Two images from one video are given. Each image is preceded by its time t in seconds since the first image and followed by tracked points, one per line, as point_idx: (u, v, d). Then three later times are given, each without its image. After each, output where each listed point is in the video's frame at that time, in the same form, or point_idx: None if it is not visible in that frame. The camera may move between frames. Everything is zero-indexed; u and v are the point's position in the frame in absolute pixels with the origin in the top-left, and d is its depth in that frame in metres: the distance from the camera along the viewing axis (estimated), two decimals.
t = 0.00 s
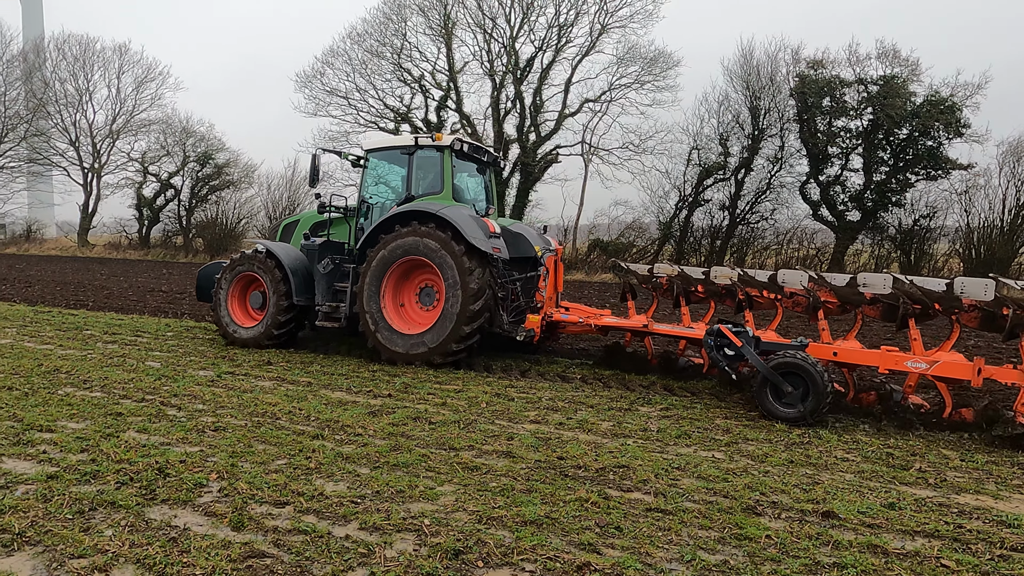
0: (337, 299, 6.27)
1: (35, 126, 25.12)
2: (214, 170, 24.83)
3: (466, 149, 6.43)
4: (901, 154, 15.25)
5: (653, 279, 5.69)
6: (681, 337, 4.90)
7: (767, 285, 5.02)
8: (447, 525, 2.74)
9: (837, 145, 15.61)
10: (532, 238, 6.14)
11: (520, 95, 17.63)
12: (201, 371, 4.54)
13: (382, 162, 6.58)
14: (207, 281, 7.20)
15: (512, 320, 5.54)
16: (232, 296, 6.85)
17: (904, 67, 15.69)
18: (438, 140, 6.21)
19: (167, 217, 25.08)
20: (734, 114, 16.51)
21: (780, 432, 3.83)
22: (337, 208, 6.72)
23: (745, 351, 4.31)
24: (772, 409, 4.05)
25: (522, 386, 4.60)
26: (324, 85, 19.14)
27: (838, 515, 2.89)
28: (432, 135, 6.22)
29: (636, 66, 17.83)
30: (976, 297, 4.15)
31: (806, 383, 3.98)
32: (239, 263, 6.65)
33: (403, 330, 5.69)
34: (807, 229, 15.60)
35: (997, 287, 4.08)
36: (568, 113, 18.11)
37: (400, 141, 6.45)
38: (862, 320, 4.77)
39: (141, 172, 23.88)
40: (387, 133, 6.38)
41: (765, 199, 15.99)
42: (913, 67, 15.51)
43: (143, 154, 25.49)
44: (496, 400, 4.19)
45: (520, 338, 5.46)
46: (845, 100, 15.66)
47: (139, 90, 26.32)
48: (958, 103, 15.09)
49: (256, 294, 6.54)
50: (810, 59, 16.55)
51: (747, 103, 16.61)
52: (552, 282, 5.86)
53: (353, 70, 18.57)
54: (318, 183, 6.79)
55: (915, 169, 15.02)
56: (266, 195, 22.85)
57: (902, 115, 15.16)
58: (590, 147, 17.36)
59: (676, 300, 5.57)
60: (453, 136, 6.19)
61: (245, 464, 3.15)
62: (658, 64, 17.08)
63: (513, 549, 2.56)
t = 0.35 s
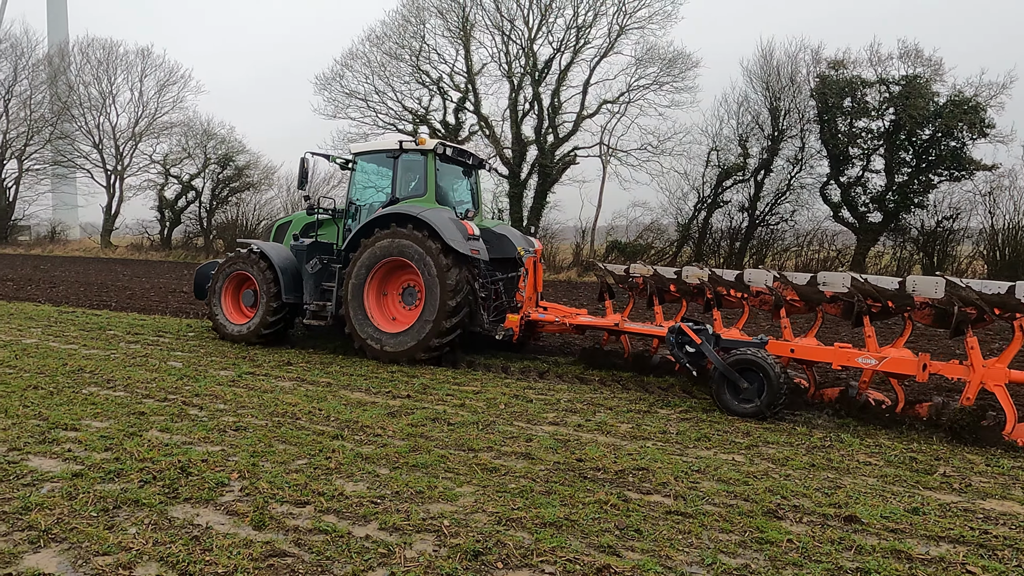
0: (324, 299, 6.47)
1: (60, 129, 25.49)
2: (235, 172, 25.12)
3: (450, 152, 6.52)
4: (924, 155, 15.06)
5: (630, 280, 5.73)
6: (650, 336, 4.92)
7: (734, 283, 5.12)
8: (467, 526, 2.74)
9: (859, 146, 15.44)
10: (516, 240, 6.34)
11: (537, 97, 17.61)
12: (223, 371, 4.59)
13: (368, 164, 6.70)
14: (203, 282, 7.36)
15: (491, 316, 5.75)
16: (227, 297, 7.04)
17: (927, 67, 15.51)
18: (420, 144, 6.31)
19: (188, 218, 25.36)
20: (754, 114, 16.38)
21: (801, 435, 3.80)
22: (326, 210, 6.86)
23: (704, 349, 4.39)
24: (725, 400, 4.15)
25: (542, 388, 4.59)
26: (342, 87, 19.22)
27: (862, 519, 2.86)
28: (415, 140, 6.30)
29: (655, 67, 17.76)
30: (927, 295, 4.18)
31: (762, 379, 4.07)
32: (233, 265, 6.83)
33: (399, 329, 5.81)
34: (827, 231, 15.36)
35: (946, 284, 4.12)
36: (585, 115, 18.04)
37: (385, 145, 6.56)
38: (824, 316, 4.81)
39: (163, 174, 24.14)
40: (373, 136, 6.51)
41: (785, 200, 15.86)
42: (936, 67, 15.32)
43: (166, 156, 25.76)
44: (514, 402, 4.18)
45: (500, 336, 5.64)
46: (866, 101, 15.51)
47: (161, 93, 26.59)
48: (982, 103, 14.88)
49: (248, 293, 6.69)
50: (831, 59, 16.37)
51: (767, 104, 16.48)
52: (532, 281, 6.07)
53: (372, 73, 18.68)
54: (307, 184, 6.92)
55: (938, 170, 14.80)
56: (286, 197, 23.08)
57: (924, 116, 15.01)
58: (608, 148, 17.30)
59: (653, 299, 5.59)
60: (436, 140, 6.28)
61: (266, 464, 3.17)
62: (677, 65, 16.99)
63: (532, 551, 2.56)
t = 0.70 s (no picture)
0: (316, 297, 6.64)
1: (85, 131, 25.83)
2: (256, 174, 25.37)
3: (437, 155, 6.70)
4: (947, 156, 14.70)
5: (608, 280, 5.85)
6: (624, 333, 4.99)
7: (705, 283, 5.12)
8: (488, 527, 2.75)
9: (881, 146, 15.17)
10: (502, 239, 6.58)
11: (556, 98, 17.57)
12: (245, 371, 4.63)
13: (360, 167, 6.91)
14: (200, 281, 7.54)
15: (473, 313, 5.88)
16: (224, 295, 7.23)
17: (951, 67, 15.28)
18: (408, 147, 6.50)
19: (209, 219, 25.63)
20: (775, 115, 16.25)
21: (823, 439, 3.76)
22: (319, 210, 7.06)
23: (668, 346, 4.43)
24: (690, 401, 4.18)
25: (562, 390, 4.59)
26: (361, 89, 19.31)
27: (885, 524, 2.82)
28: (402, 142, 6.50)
29: (675, 69, 17.66)
30: (884, 295, 4.21)
31: (722, 375, 4.12)
32: (228, 265, 7.02)
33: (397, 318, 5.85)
34: (849, 233, 15.35)
35: (901, 283, 4.15)
36: (604, 116, 17.96)
37: (375, 148, 6.77)
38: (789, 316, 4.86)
39: (184, 175, 24.38)
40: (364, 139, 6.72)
41: (806, 201, 15.71)
42: (961, 67, 15.08)
43: (188, 158, 26.00)
44: (534, 403, 4.18)
45: (482, 334, 5.77)
46: (889, 101, 15.29)
47: (184, 96, 26.84)
48: (1008, 103, 14.57)
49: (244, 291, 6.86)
50: (854, 59, 16.13)
51: (788, 104, 16.33)
52: (516, 280, 5.88)
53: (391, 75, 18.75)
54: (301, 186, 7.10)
55: (962, 171, 14.44)
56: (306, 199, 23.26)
57: (948, 116, 14.65)
58: (626, 149, 17.24)
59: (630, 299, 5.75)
60: (423, 142, 6.47)
61: (288, 463, 3.19)
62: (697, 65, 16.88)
63: (554, 553, 2.56)
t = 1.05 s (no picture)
0: (308, 295, 6.77)
1: (109, 134, 26.18)
2: (276, 175, 25.57)
3: (426, 158, 6.79)
4: (972, 156, 14.26)
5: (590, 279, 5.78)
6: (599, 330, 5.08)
7: (678, 282, 5.22)
8: (509, 529, 2.74)
9: (904, 147, 14.86)
10: (489, 241, 6.64)
11: (575, 99, 17.53)
12: (266, 371, 4.67)
13: (351, 170, 7.03)
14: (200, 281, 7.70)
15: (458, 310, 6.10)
16: (221, 294, 7.38)
17: (976, 67, 15.01)
18: (397, 151, 6.60)
19: (230, 220, 25.87)
20: (796, 115, 16.12)
21: (846, 442, 3.72)
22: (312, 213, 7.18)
23: (637, 341, 4.59)
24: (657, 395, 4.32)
25: (581, 391, 4.59)
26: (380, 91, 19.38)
27: (911, 529, 2.79)
28: (391, 146, 6.60)
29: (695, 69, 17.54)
30: (843, 292, 4.36)
31: (686, 367, 4.28)
32: (226, 264, 7.17)
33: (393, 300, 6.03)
34: (871, 234, 15.14)
35: (859, 281, 4.28)
36: (623, 117, 17.86)
37: (366, 151, 6.88)
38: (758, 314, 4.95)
39: (206, 177, 24.62)
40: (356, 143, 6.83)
41: (827, 203, 15.56)
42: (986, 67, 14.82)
43: (209, 160, 26.25)
44: (554, 405, 4.17)
45: (466, 330, 5.89)
46: (912, 101, 14.88)
47: (206, 98, 27.04)
48: None
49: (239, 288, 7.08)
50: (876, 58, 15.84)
51: (808, 105, 16.16)
52: (501, 280, 5.98)
53: (410, 77, 18.82)
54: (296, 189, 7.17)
55: (987, 172, 14.01)
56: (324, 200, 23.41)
57: (973, 116, 14.14)
58: (645, 150, 17.17)
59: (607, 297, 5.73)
60: (411, 146, 6.56)
61: (310, 463, 3.21)
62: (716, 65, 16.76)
63: (575, 555, 2.55)
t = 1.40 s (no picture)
0: (303, 293, 7.00)
1: (134, 136, 26.55)
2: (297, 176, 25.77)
3: (417, 160, 6.90)
4: (999, 156, 13.98)
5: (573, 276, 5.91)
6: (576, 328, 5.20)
7: (655, 281, 5.35)
8: (530, 530, 2.74)
9: (928, 147, 14.62)
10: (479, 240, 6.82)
11: (594, 100, 17.48)
12: (288, 371, 4.71)
13: (344, 172, 7.15)
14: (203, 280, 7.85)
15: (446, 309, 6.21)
16: (222, 294, 7.58)
17: (1003, 65, 14.73)
18: (388, 153, 6.71)
19: (251, 221, 26.14)
20: (817, 115, 15.96)
21: (870, 445, 3.68)
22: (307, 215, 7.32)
23: (607, 338, 4.76)
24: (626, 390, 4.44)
25: (600, 392, 4.59)
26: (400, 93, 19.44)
27: (938, 534, 2.75)
28: (382, 149, 6.71)
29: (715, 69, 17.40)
30: (804, 291, 4.49)
31: (651, 363, 4.46)
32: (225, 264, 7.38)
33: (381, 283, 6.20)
34: (894, 235, 14.91)
35: (820, 280, 4.41)
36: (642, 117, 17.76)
37: (359, 154, 6.99)
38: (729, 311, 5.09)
39: (228, 179, 24.87)
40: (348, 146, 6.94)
41: (850, 203, 15.39)
42: (1013, 65, 14.54)
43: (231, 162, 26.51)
44: (574, 406, 4.17)
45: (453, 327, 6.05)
46: (937, 100, 14.62)
47: (228, 100, 27.30)
48: None
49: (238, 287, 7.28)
50: (900, 57, 15.61)
51: (831, 104, 15.99)
52: (488, 279, 6.15)
53: (429, 78, 18.86)
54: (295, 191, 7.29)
55: (1015, 172, 13.68)
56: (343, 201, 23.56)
57: (1000, 115, 13.81)
58: (665, 151, 17.08)
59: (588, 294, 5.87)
60: (402, 149, 6.66)
61: (332, 463, 3.22)
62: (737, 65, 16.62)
63: (597, 557, 2.55)
